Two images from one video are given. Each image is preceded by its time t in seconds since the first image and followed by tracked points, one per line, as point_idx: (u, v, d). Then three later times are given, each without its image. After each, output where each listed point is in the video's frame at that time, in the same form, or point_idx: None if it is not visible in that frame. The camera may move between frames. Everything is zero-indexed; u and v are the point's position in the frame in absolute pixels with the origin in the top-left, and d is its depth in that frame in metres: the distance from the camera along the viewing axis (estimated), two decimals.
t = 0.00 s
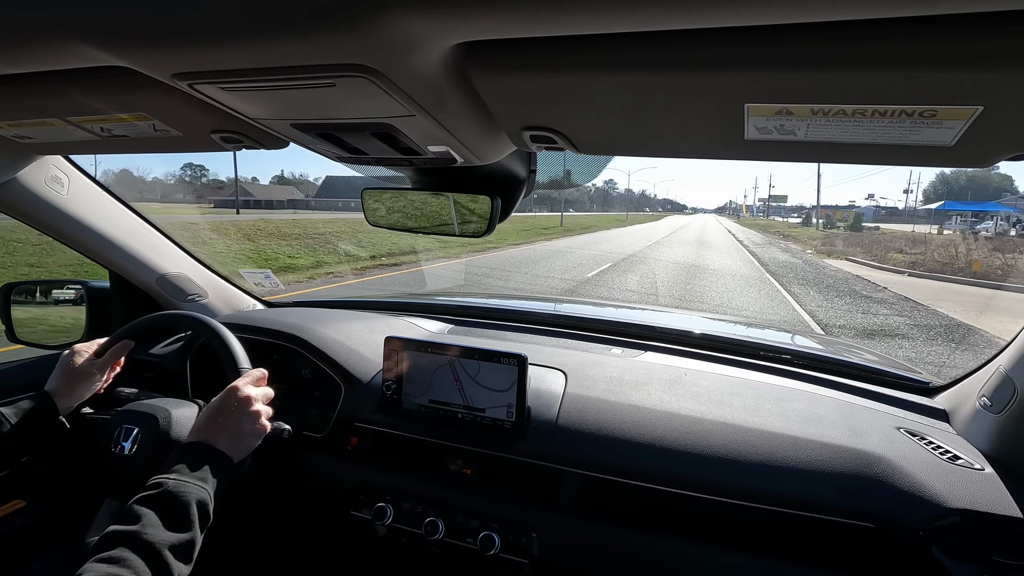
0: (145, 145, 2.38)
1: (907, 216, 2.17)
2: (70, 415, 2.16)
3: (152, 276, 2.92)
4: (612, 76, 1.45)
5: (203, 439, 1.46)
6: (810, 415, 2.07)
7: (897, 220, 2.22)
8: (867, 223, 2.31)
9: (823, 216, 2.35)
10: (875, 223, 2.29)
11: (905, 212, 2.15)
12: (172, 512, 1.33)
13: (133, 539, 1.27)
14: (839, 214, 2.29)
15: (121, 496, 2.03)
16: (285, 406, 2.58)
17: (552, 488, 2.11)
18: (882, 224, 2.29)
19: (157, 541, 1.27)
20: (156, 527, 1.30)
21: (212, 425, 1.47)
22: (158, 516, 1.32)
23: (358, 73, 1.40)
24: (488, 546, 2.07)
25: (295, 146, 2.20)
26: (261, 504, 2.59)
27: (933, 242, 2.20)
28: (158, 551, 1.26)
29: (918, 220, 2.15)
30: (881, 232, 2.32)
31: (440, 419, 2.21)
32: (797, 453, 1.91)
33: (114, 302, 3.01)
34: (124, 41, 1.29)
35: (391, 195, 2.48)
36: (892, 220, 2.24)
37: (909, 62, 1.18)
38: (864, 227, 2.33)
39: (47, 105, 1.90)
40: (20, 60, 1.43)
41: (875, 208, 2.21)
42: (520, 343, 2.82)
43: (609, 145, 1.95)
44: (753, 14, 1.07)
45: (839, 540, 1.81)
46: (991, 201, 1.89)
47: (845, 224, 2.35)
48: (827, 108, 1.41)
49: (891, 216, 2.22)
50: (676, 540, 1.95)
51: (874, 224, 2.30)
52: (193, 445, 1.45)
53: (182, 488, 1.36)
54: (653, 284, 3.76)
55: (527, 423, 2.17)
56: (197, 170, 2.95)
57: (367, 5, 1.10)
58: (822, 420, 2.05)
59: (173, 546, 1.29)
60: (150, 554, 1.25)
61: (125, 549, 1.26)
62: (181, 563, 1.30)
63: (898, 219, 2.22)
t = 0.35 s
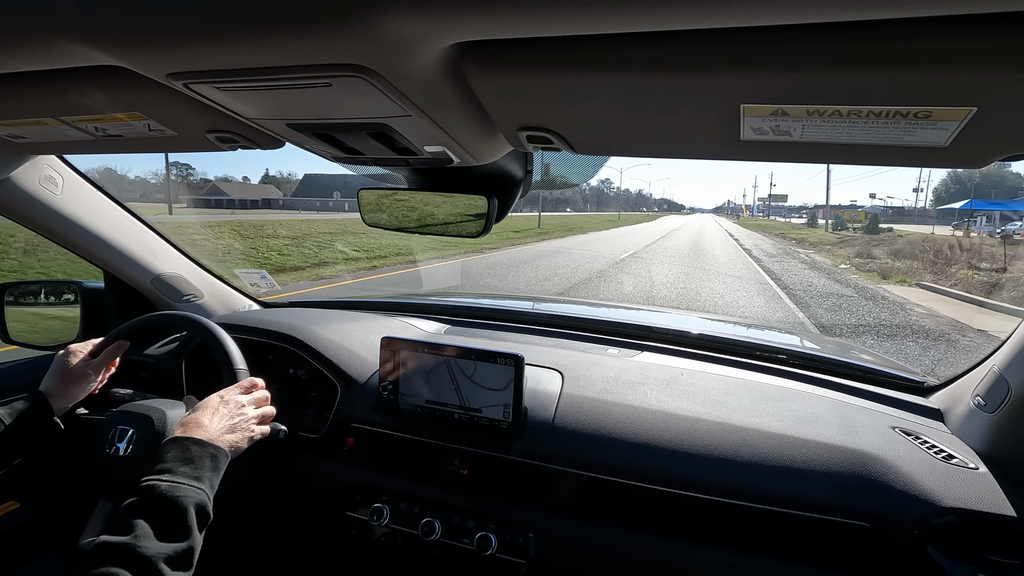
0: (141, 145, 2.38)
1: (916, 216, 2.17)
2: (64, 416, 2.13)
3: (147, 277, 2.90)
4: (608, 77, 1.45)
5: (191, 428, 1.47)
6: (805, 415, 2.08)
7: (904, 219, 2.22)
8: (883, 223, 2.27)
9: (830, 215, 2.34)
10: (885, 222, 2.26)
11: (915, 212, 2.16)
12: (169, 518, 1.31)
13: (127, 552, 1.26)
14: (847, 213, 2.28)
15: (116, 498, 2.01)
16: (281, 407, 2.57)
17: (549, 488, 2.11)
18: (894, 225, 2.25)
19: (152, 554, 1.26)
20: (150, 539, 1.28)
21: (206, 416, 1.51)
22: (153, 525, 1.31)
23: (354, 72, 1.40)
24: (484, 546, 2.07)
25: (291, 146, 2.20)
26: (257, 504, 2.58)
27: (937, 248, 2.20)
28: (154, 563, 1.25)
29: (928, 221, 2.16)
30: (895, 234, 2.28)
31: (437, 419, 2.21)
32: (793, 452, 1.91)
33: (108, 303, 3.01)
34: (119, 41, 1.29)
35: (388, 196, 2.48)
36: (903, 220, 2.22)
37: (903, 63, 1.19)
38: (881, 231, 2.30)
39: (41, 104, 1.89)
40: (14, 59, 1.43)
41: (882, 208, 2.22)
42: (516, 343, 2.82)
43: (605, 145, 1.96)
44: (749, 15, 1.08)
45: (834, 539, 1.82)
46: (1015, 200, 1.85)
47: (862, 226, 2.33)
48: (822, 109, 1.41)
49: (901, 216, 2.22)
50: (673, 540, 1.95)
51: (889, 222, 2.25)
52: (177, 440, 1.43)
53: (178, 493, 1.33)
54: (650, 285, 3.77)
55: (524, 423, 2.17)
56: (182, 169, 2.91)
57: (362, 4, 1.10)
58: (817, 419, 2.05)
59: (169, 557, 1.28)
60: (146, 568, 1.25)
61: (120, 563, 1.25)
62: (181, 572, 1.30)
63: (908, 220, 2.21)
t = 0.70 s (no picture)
0: (136, 145, 2.37)
1: (923, 216, 2.11)
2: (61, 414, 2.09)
3: (142, 277, 2.90)
4: (605, 76, 1.45)
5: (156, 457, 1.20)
6: (802, 414, 2.08)
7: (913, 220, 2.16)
8: (907, 225, 2.19)
9: (841, 216, 2.28)
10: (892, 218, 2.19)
11: (927, 212, 2.08)
12: None
13: None
14: (858, 213, 2.22)
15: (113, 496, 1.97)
16: (278, 408, 2.57)
17: (546, 488, 2.12)
18: (913, 225, 2.18)
19: None
20: None
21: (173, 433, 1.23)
22: None
23: (351, 72, 1.39)
24: (481, 547, 2.08)
25: (287, 146, 2.19)
26: (255, 504, 2.57)
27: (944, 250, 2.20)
28: None
29: (941, 221, 2.08)
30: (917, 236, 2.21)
31: (434, 419, 2.21)
32: (791, 451, 1.92)
33: (104, 304, 3.00)
34: (115, 40, 1.28)
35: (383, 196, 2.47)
36: (917, 221, 2.15)
37: (899, 64, 1.19)
38: (905, 235, 2.25)
39: (36, 104, 1.88)
40: (9, 58, 1.42)
41: (890, 207, 2.13)
42: (514, 343, 2.82)
43: (602, 145, 1.96)
44: (745, 16, 1.08)
45: (830, 538, 1.83)
46: None
47: (884, 228, 2.26)
48: (818, 109, 1.42)
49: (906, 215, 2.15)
50: (671, 540, 1.95)
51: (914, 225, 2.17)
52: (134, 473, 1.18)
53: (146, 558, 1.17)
54: (648, 284, 3.78)
55: (521, 423, 2.17)
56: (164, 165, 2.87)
57: (359, 5, 1.10)
58: (814, 419, 2.06)
59: None
60: None
61: None
62: None
63: (921, 220, 2.13)
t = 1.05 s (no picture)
0: (134, 145, 2.36)
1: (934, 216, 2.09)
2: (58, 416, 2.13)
3: (139, 277, 2.89)
4: (603, 76, 1.45)
5: (235, 502, 1.28)
6: (800, 414, 2.09)
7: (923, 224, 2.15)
8: (938, 227, 2.12)
9: (857, 216, 2.28)
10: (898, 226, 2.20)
11: (943, 212, 2.05)
12: None
13: None
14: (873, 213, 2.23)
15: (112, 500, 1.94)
16: (276, 409, 2.56)
17: (544, 488, 2.12)
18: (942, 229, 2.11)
19: None
20: None
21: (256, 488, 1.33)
22: None
23: (349, 72, 1.39)
24: (480, 547, 2.08)
25: (284, 146, 2.19)
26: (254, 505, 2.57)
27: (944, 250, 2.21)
28: None
29: (957, 221, 2.04)
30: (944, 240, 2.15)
31: (432, 419, 2.20)
32: (789, 451, 1.92)
33: (101, 305, 3.00)
34: (112, 40, 1.28)
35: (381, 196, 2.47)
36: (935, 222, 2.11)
37: (897, 63, 1.19)
38: (936, 239, 2.18)
39: (32, 104, 1.87)
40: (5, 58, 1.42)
41: (898, 206, 2.13)
42: (512, 343, 2.82)
43: (601, 145, 1.96)
44: (742, 16, 1.09)
45: (828, 537, 1.83)
46: None
47: (915, 230, 2.19)
48: (815, 109, 1.42)
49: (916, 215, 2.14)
50: (670, 539, 1.95)
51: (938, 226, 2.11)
52: (211, 511, 1.25)
53: None
54: (646, 284, 3.78)
55: (519, 423, 2.17)
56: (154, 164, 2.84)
57: (357, 5, 1.10)
58: (812, 418, 2.06)
59: None
60: None
61: None
62: None
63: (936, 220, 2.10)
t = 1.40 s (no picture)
0: (132, 145, 2.35)
1: (951, 216, 2.06)
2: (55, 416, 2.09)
3: (136, 278, 2.88)
4: (600, 77, 1.45)
5: (194, 481, 1.34)
6: (798, 413, 2.09)
7: (943, 225, 2.12)
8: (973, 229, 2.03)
9: (877, 216, 2.24)
10: (918, 228, 2.17)
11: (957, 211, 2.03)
12: None
13: None
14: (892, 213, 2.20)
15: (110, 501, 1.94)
16: (274, 409, 2.56)
17: (542, 489, 2.11)
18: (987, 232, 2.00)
19: None
20: None
21: (213, 464, 1.38)
22: None
23: (348, 73, 1.39)
24: (478, 547, 2.08)
25: (282, 146, 2.19)
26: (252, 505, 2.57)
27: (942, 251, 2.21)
28: None
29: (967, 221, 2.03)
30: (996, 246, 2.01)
31: (431, 420, 2.20)
32: (787, 450, 1.92)
33: (98, 305, 2.99)
34: (109, 40, 1.28)
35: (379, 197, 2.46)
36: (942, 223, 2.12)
37: (893, 64, 1.20)
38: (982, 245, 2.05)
39: (28, 104, 1.87)
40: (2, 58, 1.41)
41: (912, 206, 2.13)
42: (510, 344, 2.82)
43: (599, 145, 1.96)
44: (739, 17, 1.09)
45: (826, 537, 1.83)
46: None
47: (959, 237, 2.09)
48: (813, 109, 1.42)
49: (931, 215, 2.13)
50: (669, 539, 1.95)
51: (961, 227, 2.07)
52: (170, 495, 1.30)
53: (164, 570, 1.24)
54: (645, 284, 3.78)
55: (518, 423, 2.17)
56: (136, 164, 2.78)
57: (355, 5, 1.10)
58: (809, 418, 2.07)
59: None
60: None
61: None
62: None
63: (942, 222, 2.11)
